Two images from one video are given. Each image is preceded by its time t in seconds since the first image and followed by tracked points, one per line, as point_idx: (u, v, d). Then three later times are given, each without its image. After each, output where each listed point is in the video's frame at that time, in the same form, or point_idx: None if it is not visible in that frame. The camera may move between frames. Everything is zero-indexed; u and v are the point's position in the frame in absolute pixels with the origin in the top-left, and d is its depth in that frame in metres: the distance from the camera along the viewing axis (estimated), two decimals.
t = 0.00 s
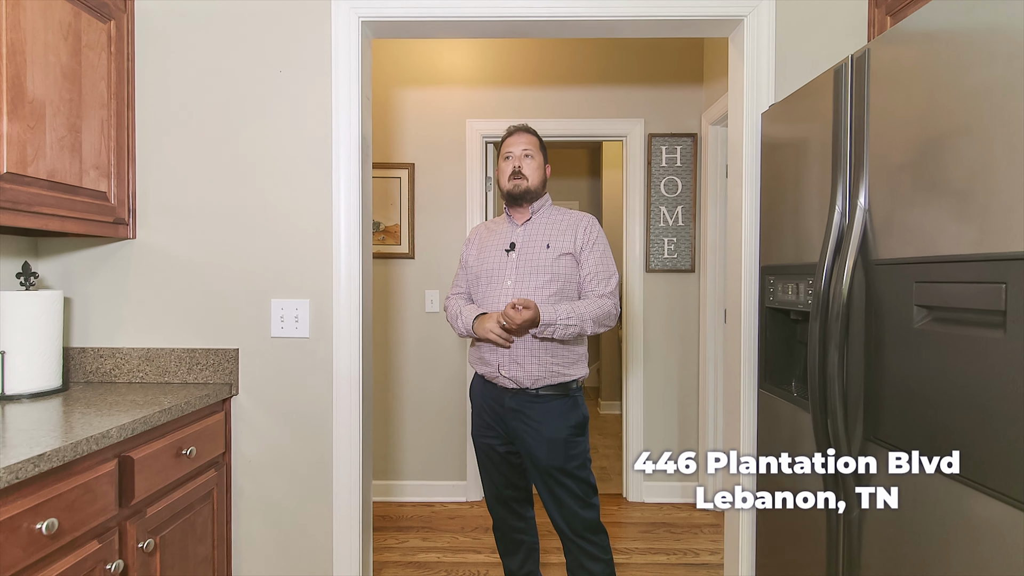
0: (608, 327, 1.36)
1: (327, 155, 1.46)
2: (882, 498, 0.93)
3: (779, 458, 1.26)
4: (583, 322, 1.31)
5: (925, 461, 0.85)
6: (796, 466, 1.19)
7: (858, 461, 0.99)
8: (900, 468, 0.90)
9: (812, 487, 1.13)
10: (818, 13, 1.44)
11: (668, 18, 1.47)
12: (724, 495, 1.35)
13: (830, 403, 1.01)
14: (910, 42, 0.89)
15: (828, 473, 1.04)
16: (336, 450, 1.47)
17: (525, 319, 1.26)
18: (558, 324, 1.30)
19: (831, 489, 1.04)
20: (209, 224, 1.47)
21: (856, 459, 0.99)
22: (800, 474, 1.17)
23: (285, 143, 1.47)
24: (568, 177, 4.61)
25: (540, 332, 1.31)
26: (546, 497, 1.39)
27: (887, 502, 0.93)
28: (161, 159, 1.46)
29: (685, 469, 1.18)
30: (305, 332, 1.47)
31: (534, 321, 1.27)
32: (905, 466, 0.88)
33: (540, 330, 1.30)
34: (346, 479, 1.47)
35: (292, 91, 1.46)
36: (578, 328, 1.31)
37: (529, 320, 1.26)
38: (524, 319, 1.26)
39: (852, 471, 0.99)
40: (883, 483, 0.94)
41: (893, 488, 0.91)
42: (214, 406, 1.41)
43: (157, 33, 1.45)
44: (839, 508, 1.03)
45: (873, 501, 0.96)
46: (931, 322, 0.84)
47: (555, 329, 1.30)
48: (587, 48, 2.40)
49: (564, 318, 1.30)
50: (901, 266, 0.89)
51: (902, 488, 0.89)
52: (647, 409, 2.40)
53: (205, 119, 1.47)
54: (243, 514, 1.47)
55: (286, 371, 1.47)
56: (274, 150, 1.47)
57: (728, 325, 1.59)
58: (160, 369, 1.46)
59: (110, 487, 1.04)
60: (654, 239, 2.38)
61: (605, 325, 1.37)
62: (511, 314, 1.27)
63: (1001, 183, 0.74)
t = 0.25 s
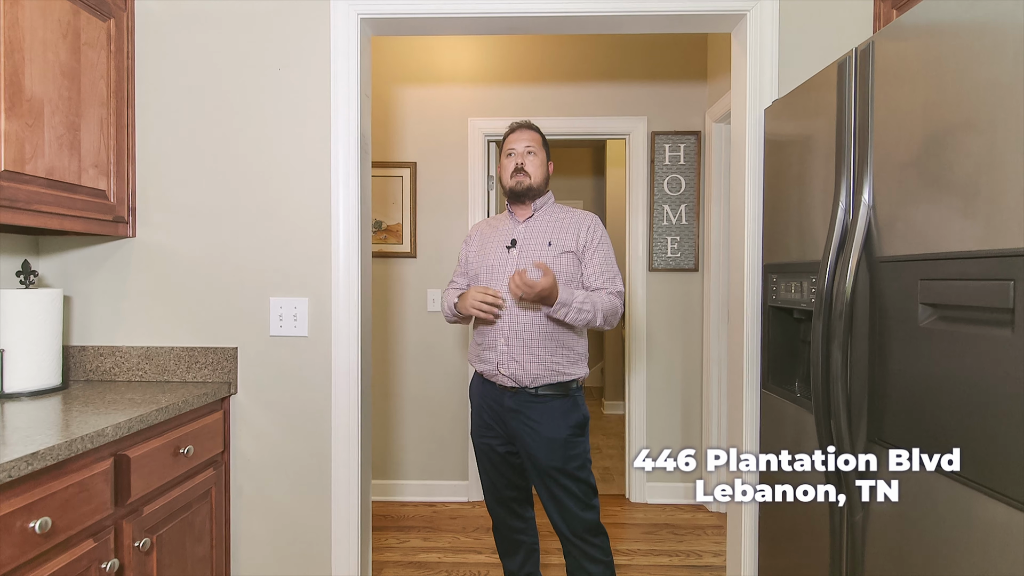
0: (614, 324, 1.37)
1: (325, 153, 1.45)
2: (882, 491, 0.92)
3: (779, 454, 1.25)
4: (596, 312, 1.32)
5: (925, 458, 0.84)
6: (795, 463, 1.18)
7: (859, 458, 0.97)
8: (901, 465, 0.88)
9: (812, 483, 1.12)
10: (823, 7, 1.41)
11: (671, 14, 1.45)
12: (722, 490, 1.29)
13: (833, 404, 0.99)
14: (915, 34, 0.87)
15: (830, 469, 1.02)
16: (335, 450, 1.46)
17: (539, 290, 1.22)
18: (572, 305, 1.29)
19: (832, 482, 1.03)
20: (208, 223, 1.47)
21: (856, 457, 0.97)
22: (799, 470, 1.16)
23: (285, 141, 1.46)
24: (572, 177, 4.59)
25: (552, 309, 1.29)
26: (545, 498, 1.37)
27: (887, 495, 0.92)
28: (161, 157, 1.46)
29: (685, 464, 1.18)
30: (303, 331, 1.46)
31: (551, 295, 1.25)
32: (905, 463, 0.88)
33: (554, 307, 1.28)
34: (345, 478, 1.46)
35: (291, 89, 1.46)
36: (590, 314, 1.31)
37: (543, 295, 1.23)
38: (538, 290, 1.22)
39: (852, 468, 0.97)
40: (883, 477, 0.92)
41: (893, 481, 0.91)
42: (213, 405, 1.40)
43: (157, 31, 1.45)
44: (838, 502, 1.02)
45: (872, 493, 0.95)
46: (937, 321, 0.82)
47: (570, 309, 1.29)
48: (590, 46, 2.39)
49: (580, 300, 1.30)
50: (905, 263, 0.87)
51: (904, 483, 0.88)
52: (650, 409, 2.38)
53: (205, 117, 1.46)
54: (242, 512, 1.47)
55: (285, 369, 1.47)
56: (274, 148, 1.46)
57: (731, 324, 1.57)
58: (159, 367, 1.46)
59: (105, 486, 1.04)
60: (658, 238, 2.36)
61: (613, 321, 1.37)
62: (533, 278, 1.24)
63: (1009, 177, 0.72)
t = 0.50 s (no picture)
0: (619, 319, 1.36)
1: (323, 151, 1.45)
2: (901, 492, 0.87)
3: (779, 450, 1.23)
4: (610, 302, 1.30)
5: (954, 454, 0.78)
6: (797, 459, 1.16)
7: (871, 453, 0.94)
8: (923, 461, 0.83)
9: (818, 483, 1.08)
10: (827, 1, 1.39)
11: (671, 9, 1.43)
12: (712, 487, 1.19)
13: (836, 405, 0.97)
14: (919, 26, 0.85)
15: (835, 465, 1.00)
16: (333, 450, 1.46)
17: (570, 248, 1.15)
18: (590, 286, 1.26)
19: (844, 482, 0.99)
20: (207, 222, 1.47)
21: (869, 452, 0.94)
22: (803, 468, 1.13)
23: (283, 139, 1.46)
24: (575, 176, 4.57)
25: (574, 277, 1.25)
26: (544, 499, 1.36)
27: (906, 496, 0.87)
28: (159, 156, 1.46)
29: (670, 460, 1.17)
30: (301, 330, 1.46)
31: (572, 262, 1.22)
32: (928, 460, 0.83)
33: (574, 278, 1.24)
34: (343, 478, 1.45)
35: (289, 87, 1.45)
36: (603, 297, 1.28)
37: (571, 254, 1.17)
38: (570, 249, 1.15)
39: (864, 463, 0.95)
40: (901, 476, 0.87)
41: (916, 480, 0.85)
42: (211, 404, 1.40)
43: (155, 30, 1.45)
44: (846, 503, 0.99)
45: (890, 493, 0.90)
46: (941, 319, 0.80)
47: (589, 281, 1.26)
48: (592, 44, 2.37)
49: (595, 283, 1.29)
50: (910, 260, 0.85)
51: (926, 480, 0.83)
52: (652, 410, 2.36)
53: (203, 115, 1.46)
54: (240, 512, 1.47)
55: (283, 369, 1.46)
56: (272, 147, 1.46)
57: (733, 323, 1.55)
58: (158, 367, 1.46)
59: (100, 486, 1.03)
60: (660, 237, 2.34)
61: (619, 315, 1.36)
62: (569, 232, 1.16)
63: (1014, 171, 0.70)
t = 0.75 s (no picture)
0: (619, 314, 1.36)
1: (321, 151, 1.44)
2: (906, 492, 0.85)
3: (778, 449, 1.23)
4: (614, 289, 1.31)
5: (959, 453, 0.75)
6: (797, 458, 1.15)
7: (874, 452, 0.91)
8: (929, 460, 0.81)
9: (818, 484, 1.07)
10: None
11: (672, 6, 1.42)
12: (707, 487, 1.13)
13: (838, 408, 0.95)
14: (922, 21, 0.83)
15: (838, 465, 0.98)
16: (331, 450, 1.45)
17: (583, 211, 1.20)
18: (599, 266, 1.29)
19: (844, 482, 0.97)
20: (205, 222, 1.46)
21: (872, 451, 0.92)
22: (805, 468, 1.11)
23: (281, 138, 1.45)
24: (579, 175, 4.56)
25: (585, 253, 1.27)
26: (542, 502, 1.35)
27: (910, 497, 0.85)
28: (158, 156, 1.46)
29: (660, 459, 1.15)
30: (299, 331, 1.45)
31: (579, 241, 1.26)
32: (933, 459, 0.80)
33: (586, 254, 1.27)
34: (341, 479, 1.45)
35: (287, 86, 1.44)
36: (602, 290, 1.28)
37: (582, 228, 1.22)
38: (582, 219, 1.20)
39: (869, 463, 0.92)
40: (906, 476, 0.86)
41: (921, 480, 0.83)
42: (209, 404, 1.39)
43: (154, 30, 1.45)
44: (848, 504, 0.97)
45: (894, 494, 0.88)
46: (947, 322, 0.78)
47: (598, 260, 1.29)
48: (594, 42, 2.35)
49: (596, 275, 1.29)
50: (915, 261, 0.83)
51: (931, 481, 0.81)
52: (655, 411, 2.35)
53: (201, 115, 1.46)
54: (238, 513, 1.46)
55: (281, 370, 1.46)
56: (270, 146, 1.45)
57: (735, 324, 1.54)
58: (157, 367, 1.46)
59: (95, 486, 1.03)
60: (663, 236, 2.32)
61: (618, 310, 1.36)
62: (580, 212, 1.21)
63: (1019, 171, 0.68)
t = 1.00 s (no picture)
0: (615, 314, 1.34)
1: (320, 150, 1.44)
2: (907, 492, 0.84)
3: (778, 449, 1.21)
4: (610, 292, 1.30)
5: (960, 453, 0.74)
6: (797, 458, 1.14)
7: (874, 452, 0.90)
8: (929, 460, 0.80)
9: (819, 483, 1.06)
10: None
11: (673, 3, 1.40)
12: (708, 487, 1.12)
13: (841, 412, 0.93)
14: (927, 17, 0.81)
15: (841, 465, 0.96)
16: (329, 451, 1.44)
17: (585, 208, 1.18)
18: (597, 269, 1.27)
19: (843, 481, 0.96)
20: (204, 223, 1.46)
21: (872, 451, 0.90)
22: (805, 468, 1.10)
23: (279, 138, 1.45)
24: (582, 175, 4.54)
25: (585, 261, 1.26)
26: (541, 504, 1.33)
27: (911, 497, 0.84)
28: (157, 157, 1.46)
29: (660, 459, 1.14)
30: (298, 331, 1.44)
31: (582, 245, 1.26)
32: (933, 459, 0.79)
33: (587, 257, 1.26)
34: (340, 481, 1.44)
35: (285, 86, 1.44)
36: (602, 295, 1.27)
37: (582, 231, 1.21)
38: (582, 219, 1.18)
39: (869, 463, 0.90)
40: (907, 476, 0.85)
41: (921, 480, 0.82)
42: (207, 405, 1.39)
43: (153, 29, 1.45)
44: (849, 504, 0.96)
45: (894, 494, 0.87)
46: (953, 325, 0.76)
47: (600, 263, 1.28)
48: (596, 40, 2.34)
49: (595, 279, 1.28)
50: (919, 262, 0.81)
51: (931, 482, 0.80)
52: (657, 412, 2.33)
53: (200, 115, 1.45)
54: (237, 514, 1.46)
55: (279, 370, 1.45)
56: (268, 145, 1.45)
57: (737, 325, 1.52)
58: (156, 367, 1.46)
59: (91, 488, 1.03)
60: (665, 236, 2.30)
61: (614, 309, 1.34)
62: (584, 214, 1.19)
63: None
